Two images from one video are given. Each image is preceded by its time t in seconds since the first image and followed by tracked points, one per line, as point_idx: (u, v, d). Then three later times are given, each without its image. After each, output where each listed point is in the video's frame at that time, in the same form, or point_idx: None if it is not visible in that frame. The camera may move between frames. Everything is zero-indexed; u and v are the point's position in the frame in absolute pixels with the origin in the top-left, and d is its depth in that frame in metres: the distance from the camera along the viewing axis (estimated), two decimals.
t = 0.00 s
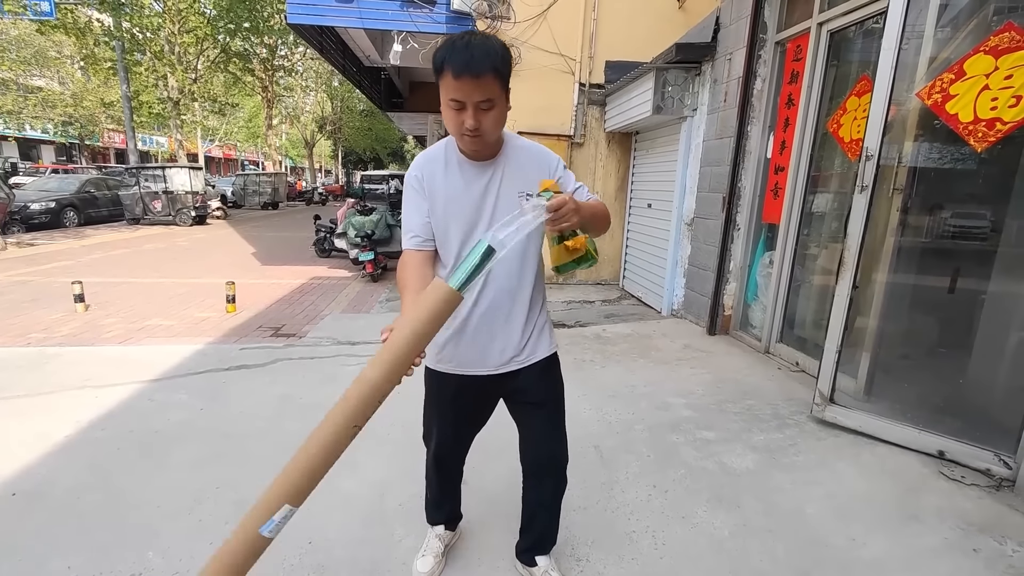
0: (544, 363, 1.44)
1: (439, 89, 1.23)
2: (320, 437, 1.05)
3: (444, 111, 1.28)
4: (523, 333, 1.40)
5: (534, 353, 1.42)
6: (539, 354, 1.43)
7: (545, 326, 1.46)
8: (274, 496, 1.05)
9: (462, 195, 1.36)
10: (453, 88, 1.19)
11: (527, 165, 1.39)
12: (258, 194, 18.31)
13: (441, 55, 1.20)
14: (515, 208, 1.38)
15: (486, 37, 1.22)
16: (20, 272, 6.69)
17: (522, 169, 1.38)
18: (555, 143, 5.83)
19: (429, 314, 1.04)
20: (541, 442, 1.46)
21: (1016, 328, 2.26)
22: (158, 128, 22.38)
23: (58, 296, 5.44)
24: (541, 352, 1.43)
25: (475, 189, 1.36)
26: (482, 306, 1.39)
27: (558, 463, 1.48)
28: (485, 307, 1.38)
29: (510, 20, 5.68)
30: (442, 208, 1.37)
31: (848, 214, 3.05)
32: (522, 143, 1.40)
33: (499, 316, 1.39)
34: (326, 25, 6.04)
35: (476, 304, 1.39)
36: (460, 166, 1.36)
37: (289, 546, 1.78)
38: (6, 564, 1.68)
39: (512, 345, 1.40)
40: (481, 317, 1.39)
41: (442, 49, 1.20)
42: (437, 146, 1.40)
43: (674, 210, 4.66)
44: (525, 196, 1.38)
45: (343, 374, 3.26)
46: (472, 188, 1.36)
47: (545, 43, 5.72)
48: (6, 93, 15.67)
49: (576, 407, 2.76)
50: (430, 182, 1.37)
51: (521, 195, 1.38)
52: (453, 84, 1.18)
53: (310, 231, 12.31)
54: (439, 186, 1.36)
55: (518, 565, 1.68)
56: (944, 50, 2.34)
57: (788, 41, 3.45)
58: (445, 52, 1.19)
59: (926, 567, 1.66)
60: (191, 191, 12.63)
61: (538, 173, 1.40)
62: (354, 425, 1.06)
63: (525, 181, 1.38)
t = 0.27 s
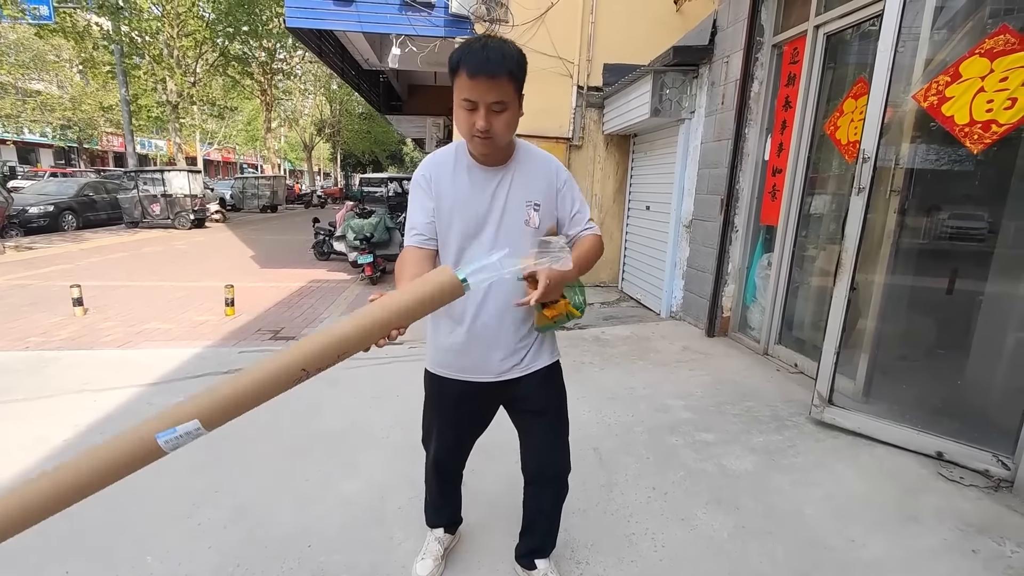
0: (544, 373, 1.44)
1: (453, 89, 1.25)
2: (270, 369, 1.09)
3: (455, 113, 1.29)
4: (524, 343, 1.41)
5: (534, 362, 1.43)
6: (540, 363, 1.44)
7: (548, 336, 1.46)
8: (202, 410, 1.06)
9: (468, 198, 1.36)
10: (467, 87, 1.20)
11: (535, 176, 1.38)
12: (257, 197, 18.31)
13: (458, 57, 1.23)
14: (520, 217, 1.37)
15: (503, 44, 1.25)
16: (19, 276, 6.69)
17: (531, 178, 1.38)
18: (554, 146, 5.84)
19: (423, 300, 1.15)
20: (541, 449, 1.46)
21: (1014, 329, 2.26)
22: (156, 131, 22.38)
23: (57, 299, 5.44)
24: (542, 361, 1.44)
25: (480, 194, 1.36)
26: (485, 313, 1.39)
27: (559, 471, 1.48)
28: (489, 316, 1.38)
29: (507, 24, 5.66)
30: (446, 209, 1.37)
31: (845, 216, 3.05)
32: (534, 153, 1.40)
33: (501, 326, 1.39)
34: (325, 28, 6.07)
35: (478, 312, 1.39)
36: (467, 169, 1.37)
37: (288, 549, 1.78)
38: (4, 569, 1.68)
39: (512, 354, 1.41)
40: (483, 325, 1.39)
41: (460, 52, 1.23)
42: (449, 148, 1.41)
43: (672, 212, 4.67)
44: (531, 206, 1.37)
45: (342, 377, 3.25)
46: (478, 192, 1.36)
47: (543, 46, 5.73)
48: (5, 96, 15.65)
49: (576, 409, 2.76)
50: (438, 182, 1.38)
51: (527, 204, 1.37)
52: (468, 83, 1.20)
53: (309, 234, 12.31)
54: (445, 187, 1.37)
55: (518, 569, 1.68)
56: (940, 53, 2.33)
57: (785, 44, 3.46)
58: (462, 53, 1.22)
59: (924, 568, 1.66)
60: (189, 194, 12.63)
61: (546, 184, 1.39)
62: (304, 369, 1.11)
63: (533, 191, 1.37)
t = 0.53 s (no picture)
0: (539, 375, 1.44)
1: (462, 88, 1.25)
2: (253, 300, 1.12)
3: (461, 112, 1.29)
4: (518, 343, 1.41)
5: (528, 363, 1.42)
6: (534, 365, 1.43)
7: (542, 338, 1.46)
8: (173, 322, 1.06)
9: (463, 198, 1.36)
10: (478, 87, 1.21)
11: (531, 181, 1.38)
12: (256, 200, 18.30)
13: (471, 57, 1.23)
14: (512, 221, 1.37)
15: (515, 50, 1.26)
16: (16, 280, 6.67)
17: (526, 183, 1.37)
18: (553, 149, 5.85)
19: (421, 276, 1.19)
20: (538, 452, 1.46)
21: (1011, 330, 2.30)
22: (155, 134, 22.34)
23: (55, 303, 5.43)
24: (536, 362, 1.43)
25: (476, 196, 1.36)
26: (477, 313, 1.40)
27: (556, 473, 1.48)
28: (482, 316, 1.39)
29: (504, 26, 5.69)
30: (443, 209, 1.38)
31: (843, 217, 3.06)
32: (532, 158, 1.39)
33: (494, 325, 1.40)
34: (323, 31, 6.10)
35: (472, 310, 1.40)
36: (465, 171, 1.37)
37: (287, 553, 1.78)
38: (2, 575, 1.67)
39: (506, 354, 1.41)
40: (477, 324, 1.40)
41: (473, 52, 1.24)
42: (450, 149, 1.42)
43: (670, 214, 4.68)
44: (523, 211, 1.37)
45: (341, 380, 3.25)
46: (474, 194, 1.36)
47: (541, 49, 5.74)
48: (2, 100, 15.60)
49: (575, 411, 2.76)
50: (435, 183, 1.38)
51: (520, 209, 1.37)
52: (479, 84, 1.21)
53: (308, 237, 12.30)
54: (442, 187, 1.37)
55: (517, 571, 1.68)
56: (936, 54, 2.35)
57: (781, 46, 3.48)
58: (476, 53, 1.23)
59: (923, 568, 1.66)
60: (188, 198, 12.61)
61: (542, 190, 1.38)
62: (285, 308, 1.14)
63: (527, 196, 1.37)
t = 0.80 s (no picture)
0: (532, 376, 1.44)
1: (472, 87, 1.26)
2: (246, 218, 1.21)
3: (468, 109, 1.29)
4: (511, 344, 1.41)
5: (520, 365, 1.42)
6: (527, 367, 1.43)
7: (535, 340, 1.46)
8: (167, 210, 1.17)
9: (458, 195, 1.36)
10: (489, 87, 1.22)
11: (526, 183, 1.38)
12: (254, 203, 18.30)
13: (486, 56, 1.24)
14: (505, 222, 1.37)
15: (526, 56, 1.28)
16: (15, 283, 6.66)
17: (521, 185, 1.37)
18: (550, 150, 5.87)
19: (405, 259, 1.24)
20: (535, 453, 1.47)
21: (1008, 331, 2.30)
22: (153, 138, 22.34)
23: (54, 307, 5.42)
24: (528, 364, 1.43)
25: (471, 195, 1.36)
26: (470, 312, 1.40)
27: (552, 475, 1.48)
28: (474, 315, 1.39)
29: (502, 28, 5.75)
30: (437, 208, 1.37)
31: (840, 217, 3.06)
32: (529, 162, 1.40)
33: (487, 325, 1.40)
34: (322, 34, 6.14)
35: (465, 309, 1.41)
36: (461, 171, 1.38)
37: (286, 555, 1.78)
38: None
39: (498, 355, 1.41)
40: (469, 323, 1.41)
41: (487, 53, 1.24)
42: (451, 149, 1.43)
43: (668, 215, 4.69)
44: (516, 213, 1.37)
45: (340, 382, 3.25)
46: (469, 194, 1.36)
47: (538, 51, 5.75)
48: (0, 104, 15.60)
49: (574, 412, 2.76)
50: (432, 181, 1.38)
51: (513, 210, 1.37)
52: (491, 85, 1.21)
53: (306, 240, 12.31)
54: (439, 185, 1.37)
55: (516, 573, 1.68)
56: (931, 54, 2.34)
57: (777, 47, 3.50)
58: (490, 54, 1.23)
59: (922, 568, 1.66)
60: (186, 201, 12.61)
61: (536, 193, 1.39)
62: (270, 235, 1.23)
63: (522, 198, 1.37)
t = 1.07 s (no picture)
0: (528, 377, 1.45)
1: (481, 85, 1.26)
2: (275, 100, 1.23)
3: (474, 107, 1.29)
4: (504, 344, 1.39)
5: (513, 366, 1.41)
6: (519, 368, 1.42)
7: (529, 342, 1.45)
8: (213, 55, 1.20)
9: (452, 193, 1.37)
10: (499, 86, 1.22)
11: (520, 185, 1.37)
12: (252, 206, 18.28)
13: (499, 56, 1.24)
14: (496, 222, 1.36)
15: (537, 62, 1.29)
16: (12, 287, 6.64)
17: (515, 187, 1.37)
18: (548, 151, 5.87)
19: (394, 213, 1.23)
20: (533, 452, 1.47)
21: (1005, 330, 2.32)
22: (150, 140, 22.31)
23: (51, 311, 5.40)
24: (520, 366, 1.42)
25: (464, 193, 1.36)
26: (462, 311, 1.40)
27: (547, 474, 1.50)
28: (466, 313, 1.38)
29: (500, 31, 5.76)
30: (432, 204, 1.39)
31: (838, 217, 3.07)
32: (528, 166, 1.40)
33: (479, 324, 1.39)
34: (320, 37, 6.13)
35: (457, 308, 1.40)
36: (459, 170, 1.39)
37: (285, 559, 1.77)
38: None
39: (489, 356, 1.40)
40: (462, 322, 1.41)
41: (501, 54, 1.25)
42: (454, 148, 1.44)
43: (666, 216, 4.69)
44: (508, 213, 1.36)
45: (339, 385, 3.25)
46: (463, 192, 1.36)
47: (536, 53, 5.75)
48: None
49: (573, 414, 2.76)
50: (430, 177, 1.40)
51: (505, 211, 1.36)
52: (501, 84, 1.22)
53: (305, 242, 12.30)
54: (436, 181, 1.39)
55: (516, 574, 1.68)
56: (926, 55, 2.35)
57: (774, 48, 3.50)
58: (503, 56, 1.24)
59: (921, 568, 1.66)
60: (184, 204, 12.59)
61: (529, 195, 1.37)
62: (288, 125, 1.23)
63: (514, 199, 1.36)
